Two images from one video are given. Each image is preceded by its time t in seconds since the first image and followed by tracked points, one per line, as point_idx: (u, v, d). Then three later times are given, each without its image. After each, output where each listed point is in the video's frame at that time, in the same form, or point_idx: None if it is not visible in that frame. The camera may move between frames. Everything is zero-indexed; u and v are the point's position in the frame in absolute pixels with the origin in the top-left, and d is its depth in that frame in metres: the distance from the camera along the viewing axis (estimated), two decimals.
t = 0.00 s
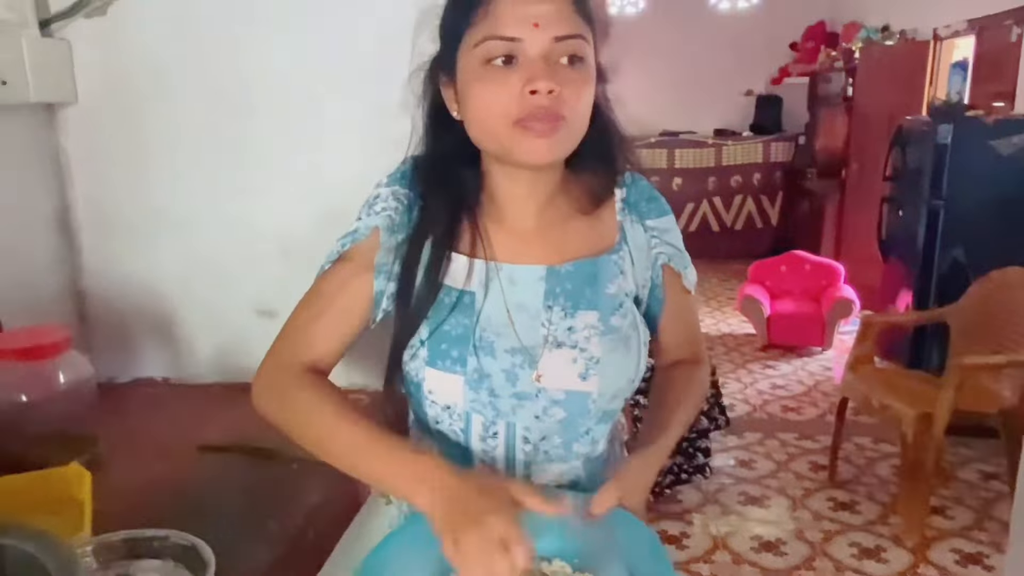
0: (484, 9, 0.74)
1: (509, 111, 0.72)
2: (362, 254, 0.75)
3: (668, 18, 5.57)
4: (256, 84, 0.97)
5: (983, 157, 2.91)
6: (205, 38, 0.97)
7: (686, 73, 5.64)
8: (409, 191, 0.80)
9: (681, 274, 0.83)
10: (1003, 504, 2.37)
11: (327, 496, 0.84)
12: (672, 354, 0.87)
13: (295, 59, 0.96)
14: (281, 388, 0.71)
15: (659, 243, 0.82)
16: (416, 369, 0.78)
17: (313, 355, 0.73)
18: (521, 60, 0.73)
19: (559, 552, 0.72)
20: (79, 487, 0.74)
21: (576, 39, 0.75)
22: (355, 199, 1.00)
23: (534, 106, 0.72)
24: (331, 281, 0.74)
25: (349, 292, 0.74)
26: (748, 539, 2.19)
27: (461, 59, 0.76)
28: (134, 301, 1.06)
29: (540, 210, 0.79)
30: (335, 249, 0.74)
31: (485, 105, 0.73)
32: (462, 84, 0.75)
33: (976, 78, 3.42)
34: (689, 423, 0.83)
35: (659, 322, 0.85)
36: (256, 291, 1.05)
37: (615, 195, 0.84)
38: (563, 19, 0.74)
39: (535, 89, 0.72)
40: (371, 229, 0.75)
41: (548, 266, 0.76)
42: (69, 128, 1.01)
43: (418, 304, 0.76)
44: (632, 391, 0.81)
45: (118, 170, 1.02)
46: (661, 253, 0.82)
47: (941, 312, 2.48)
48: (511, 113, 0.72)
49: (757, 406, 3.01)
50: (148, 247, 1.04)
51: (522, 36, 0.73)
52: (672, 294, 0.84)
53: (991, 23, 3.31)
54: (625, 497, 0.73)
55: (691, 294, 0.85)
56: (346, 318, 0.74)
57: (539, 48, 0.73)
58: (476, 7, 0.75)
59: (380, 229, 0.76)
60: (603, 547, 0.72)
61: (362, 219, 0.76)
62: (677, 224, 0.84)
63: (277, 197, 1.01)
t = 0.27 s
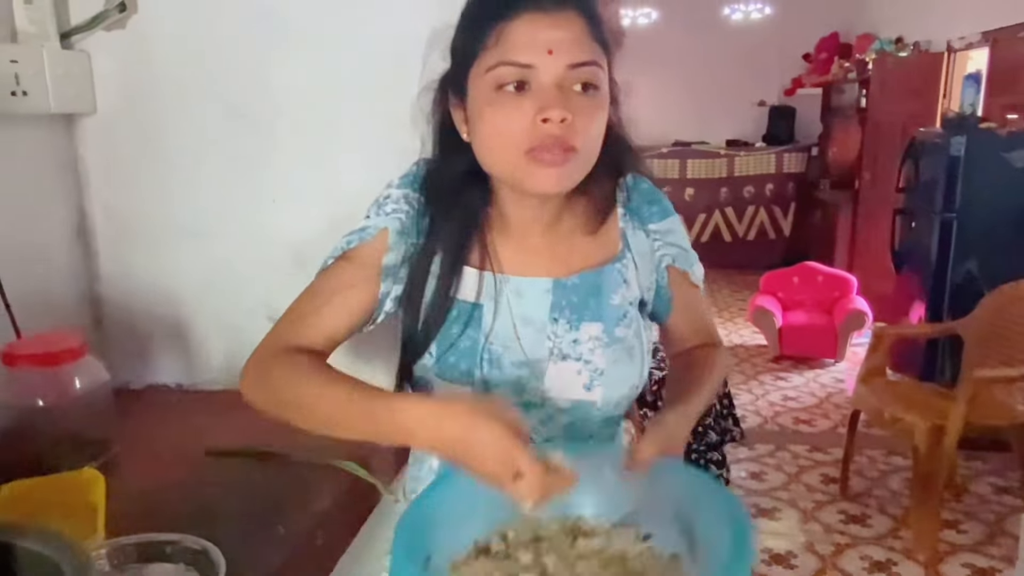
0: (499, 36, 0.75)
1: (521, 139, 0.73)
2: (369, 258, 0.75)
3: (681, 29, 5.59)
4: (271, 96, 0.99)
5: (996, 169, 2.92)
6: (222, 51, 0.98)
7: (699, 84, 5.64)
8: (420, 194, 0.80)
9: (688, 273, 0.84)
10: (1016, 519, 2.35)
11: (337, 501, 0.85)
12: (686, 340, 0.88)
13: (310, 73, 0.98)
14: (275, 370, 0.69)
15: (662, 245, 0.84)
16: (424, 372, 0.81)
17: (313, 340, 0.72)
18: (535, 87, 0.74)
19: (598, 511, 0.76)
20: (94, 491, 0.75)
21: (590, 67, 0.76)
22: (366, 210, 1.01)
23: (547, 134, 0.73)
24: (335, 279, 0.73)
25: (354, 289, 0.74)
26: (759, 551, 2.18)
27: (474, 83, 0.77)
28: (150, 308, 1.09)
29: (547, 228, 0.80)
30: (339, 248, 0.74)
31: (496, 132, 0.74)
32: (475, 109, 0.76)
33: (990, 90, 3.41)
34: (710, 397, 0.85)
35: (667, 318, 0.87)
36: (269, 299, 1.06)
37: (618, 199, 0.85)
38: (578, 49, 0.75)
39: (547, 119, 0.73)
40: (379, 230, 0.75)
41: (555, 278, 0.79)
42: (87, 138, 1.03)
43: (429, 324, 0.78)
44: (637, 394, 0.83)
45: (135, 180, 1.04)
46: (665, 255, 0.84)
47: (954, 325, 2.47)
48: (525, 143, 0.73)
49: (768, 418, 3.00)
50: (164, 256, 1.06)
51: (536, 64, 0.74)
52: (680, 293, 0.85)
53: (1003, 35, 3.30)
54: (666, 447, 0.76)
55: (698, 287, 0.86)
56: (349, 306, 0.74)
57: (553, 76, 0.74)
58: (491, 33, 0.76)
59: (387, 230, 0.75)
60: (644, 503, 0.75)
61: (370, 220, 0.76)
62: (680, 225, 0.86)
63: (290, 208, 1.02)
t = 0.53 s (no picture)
0: (500, 70, 0.68)
1: (519, 182, 0.67)
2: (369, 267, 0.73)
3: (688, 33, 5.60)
4: (276, 97, 1.00)
5: (1000, 176, 2.92)
6: (228, 53, 0.99)
7: (705, 88, 5.65)
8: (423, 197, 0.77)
9: (691, 266, 0.84)
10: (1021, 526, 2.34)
11: (339, 501, 0.85)
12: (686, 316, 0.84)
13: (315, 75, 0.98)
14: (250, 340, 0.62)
15: (661, 242, 0.83)
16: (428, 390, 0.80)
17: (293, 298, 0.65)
18: (536, 128, 0.67)
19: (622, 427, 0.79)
20: (97, 488, 0.76)
21: (599, 107, 0.68)
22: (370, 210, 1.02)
23: (544, 183, 0.66)
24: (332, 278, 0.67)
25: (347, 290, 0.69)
26: (761, 556, 2.18)
27: (473, 116, 0.70)
28: (157, 308, 1.09)
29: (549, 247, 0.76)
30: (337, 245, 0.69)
31: (494, 175, 0.68)
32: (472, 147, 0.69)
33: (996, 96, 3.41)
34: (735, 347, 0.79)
35: (674, 303, 0.84)
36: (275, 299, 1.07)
37: (615, 197, 0.83)
38: (584, 87, 0.68)
39: (548, 165, 0.65)
40: (384, 229, 0.71)
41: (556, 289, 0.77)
42: (94, 138, 1.04)
43: (434, 346, 0.79)
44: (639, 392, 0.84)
45: (144, 180, 1.05)
46: (665, 252, 0.83)
47: (958, 331, 2.46)
48: (524, 186, 0.66)
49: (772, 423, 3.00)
50: (169, 256, 1.07)
51: (536, 104, 0.67)
52: (684, 288, 0.84)
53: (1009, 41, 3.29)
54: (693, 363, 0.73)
55: (698, 268, 0.85)
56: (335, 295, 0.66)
57: (556, 118, 0.67)
58: (492, 67, 0.70)
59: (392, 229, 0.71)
60: (668, 415, 0.77)
61: (374, 218, 0.72)
62: (678, 218, 0.85)
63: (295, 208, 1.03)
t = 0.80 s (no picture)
0: (509, 96, 0.67)
1: (523, 210, 0.67)
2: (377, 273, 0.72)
3: (694, 36, 5.59)
4: (285, 100, 1.01)
5: (1006, 181, 2.91)
6: (238, 57, 1.00)
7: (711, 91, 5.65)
8: (424, 204, 0.78)
9: (693, 272, 0.84)
10: None
11: (341, 498, 0.86)
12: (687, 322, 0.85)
13: (323, 79, 0.99)
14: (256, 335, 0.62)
15: (664, 248, 0.83)
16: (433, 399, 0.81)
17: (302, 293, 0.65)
18: (542, 158, 0.66)
19: (619, 436, 0.78)
20: (104, 483, 0.78)
21: (607, 137, 0.68)
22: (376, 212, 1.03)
23: (549, 213, 0.67)
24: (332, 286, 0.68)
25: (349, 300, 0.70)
26: (763, 559, 2.18)
27: (479, 138, 0.70)
28: (162, 307, 1.10)
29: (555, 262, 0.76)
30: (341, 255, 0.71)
31: (499, 202, 0.68)
32: (479, 171, 0.69)
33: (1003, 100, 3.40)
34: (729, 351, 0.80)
35: (675, 308, 0.85)
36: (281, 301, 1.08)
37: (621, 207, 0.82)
38: (592, 119, 0.67)
39: (552, 196, 0.66)
40: (387, 238, 0.72)
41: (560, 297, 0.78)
42: (103, 138, 1.05)
43: (441, 358, 0.79)
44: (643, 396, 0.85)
45: (152, 181, 1.06)
46: (667, 259, 0.83)
47: (963, 335, 2.46)
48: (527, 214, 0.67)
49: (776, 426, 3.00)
50: (176, 256, 1.08)
51: (544, 133, 0.66)
52: (684, 293, 0.84)
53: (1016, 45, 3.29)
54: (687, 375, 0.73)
55: (699, 273, 0.85)
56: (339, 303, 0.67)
57: (563, 149, 0.66)
58: (501, 90, 0.68)
59: (395, 239, 0.72)
60: (666, 428, 0.77)
61: (376, 227, 0.73)
62: (681, 225, 0.85)
63: (302, 210, 1.04)
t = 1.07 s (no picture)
0: (522, 126, 0.67)
1: (535, 235, 0.69)
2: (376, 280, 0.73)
3: (699, 37, 5.59)
4: (292, 99, 1.01)
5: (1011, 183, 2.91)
6: (245, 58, 1.01)
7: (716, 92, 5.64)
8: (425, 208, 0.78)
9: (694, 280, 0.86)
10: None
11: (344, 495, 0.86)
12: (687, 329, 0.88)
13: (329, 78, 1.00)
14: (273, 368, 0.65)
15: (666, 254, 0.84)
16: (434, 399, 0.81)
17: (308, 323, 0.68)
18: (554, 188, 0.68)
19: (612, 467, 0.84)
20: (109, 476, 0.78)
21: (617, 163, 0.70)
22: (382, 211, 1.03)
23: (558, 237, 0.69)
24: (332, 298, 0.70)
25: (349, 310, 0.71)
26: (766, 560, 2.18)
27: (489, 160, 0.70)
28: (168, 304, 1.11)
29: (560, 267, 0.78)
30: (343, 265, 0.72)
31: (511, 226, 0.70)
32: (491, 197, 0.70)
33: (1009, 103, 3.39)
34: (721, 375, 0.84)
35: (674, 313, 0.88)
36: (285, 299, 1.08)
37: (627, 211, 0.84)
38: (604, 148, 0.68)
39: (564, 225, 0.68)
40: (385, 247, 0.73)
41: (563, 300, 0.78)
42: (110, 136, 1.06)
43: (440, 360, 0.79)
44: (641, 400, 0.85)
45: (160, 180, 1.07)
46: (670, 263, 0.85)
47: (967, 337, 2.45)
48: (539, 239, 0.69)
49: (779, 428, 3.00)
50: (182, 254, 1.09)
51: (556, 163, 0.67)
52: (685, 296, 0.87)
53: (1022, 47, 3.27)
54: (679, 410, 0.76)
55: (701, 280, 0.87)
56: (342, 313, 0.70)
57: (575, 178, 0.68)
58: (513, 116, 0.68)
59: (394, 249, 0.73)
60: (658, 460, 0.82)
61: (375, 235, 0.74)
62: (685, 231, 0.86)
63: (307, 209, 1.05)
